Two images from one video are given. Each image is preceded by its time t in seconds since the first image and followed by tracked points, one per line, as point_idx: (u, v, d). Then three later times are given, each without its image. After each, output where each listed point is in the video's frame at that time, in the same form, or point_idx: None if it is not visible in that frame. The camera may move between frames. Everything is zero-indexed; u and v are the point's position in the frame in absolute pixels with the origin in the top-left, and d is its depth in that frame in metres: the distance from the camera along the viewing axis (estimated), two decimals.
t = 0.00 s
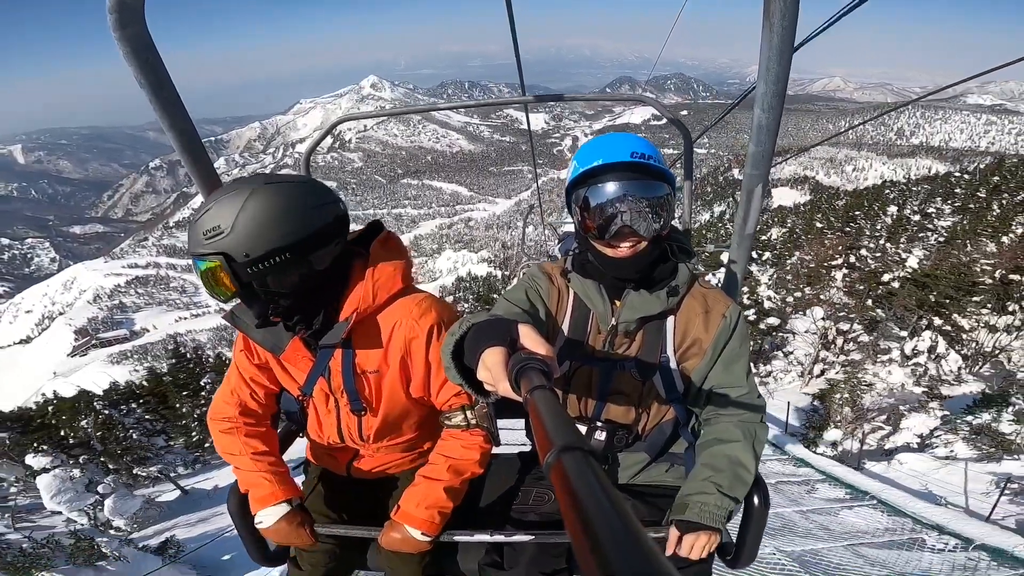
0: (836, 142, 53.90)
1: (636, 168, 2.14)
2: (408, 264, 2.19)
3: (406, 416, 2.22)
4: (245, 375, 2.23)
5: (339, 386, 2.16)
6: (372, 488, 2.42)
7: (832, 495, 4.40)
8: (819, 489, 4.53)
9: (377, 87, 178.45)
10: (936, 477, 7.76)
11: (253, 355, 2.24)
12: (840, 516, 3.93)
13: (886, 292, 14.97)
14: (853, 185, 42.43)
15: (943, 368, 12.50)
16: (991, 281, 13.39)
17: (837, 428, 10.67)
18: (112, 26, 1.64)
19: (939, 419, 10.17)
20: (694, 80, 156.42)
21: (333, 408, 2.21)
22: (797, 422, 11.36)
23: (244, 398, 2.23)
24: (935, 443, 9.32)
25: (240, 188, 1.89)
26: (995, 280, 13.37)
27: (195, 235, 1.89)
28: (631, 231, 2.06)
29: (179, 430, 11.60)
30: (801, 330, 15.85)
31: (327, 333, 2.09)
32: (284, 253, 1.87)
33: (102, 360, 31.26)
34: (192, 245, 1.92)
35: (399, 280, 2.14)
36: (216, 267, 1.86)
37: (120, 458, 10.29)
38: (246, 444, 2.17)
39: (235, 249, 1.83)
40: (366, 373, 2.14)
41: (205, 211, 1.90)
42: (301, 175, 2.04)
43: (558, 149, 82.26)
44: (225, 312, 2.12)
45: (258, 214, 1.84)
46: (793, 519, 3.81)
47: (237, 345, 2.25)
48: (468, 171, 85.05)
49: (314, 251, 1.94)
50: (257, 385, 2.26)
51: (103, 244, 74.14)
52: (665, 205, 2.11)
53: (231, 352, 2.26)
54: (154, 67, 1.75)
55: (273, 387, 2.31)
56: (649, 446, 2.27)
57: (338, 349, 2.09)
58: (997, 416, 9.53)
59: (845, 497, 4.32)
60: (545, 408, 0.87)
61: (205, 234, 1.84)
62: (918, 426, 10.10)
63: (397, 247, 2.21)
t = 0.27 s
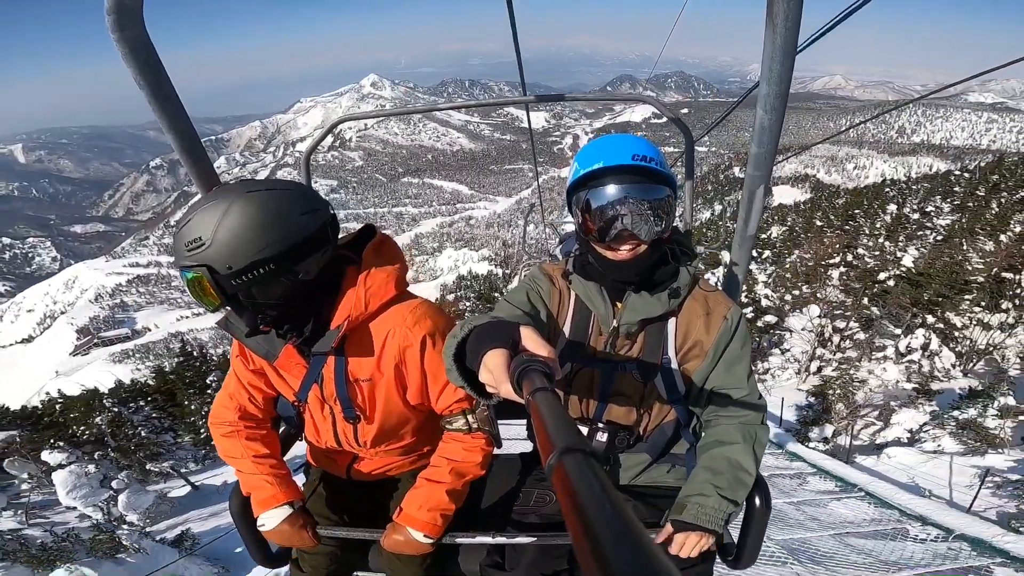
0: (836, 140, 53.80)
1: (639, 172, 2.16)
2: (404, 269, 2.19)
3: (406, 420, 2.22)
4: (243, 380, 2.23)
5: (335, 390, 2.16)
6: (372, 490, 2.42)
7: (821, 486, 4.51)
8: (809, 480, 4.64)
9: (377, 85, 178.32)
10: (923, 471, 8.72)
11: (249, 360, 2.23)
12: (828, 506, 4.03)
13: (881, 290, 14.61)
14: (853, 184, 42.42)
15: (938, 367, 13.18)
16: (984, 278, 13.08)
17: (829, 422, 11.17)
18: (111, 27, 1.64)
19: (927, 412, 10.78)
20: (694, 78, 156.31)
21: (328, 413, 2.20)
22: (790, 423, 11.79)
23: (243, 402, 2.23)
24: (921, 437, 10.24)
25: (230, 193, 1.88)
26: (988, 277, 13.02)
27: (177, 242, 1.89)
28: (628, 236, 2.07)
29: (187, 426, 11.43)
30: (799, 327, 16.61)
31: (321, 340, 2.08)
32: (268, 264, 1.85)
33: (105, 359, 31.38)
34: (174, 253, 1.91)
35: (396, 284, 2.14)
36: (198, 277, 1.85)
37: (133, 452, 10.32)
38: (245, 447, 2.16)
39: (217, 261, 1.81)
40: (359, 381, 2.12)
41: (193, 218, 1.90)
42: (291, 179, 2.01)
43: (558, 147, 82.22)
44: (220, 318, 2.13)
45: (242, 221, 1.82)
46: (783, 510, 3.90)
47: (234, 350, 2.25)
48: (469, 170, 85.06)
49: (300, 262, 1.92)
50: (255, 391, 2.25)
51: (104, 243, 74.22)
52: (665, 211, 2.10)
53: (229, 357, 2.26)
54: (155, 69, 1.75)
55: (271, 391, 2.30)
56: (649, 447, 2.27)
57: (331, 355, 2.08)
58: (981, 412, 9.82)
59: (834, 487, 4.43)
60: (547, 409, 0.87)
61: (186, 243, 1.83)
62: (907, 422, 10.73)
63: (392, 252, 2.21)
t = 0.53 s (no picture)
0: (837, 136, 53.64)
1: (636, 174, 2.14)
2: (401, 272, 2.19)
3: (405, 423, 2.22)
4: (243, 383, 2.24)
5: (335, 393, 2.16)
6: (373, 492, 2.42)
7: (814, 477, 4.69)
8: (802, 472, 4.82)
9: (377, 83, 178.04)
10: (911, 462, 9.14)
11: (248, 363, 2.23)
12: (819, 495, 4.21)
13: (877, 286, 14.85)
14: (854, 180, 42.32)
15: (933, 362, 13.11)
16: (978, 275, 12.94)
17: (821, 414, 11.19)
18: (106, 29, 1.63)
19: (919, 407, 10.28)
20: (695, 75, 155.87)
21: (328, 416, 2.21)
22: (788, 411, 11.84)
23: (244, 405, 2.24)
24: (912, 432, 10.22)
25: (226, 198, 1.88)
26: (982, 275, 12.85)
27: (173, 247, 1.89)
28: (626, 238, 2.08)
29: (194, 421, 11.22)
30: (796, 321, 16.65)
31: (320, 345, 2.08)
32: (267, 269, 1.85)
33: (107, 357, 31.48)
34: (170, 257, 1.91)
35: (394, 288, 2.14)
36: (197, 281, 1.86)
37: (146, 449, 10.10)
38: (248, 450, 2.17)
39: (217, 266, 1.82)
40: (357, 385, 2.13)
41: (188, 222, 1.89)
42: (289, 183, 2.02)
43: (559, 144, 82.07)
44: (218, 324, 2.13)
45: (242, 225, 1.82)
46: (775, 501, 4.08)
47: (233, 354, 2.25)
48: (469, 167, 84.95)
49: (299, 267, 1.92)
50: (255, 394, 2.26)
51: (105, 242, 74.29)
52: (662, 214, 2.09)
53: (228, 362, 2.27)
54: (151, 72, 1.75)
55: (270, 394, 2.31)
56: (649, 448, 2.27)
57: (330, 359, 2.08)
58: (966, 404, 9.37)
59: (825, 479, 4.61)
60: (543, 412, 0.87)
61: (184, 247, 1.83)
62: (898, 415, 10.37)
63: (388, 256, 2.21)
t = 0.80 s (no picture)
0: (835, 136, 53.66)
1: (635, 175, 2.14)
2: (403, 273, 2.19)
3: (407, 422, 2.23)
4: (244, 383, 2.23)
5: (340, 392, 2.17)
6: (374, 492, 2.42)
7: (803, 472, 4.76)
8: (793, 466, 4.89)
9: (376, 83, 177.98)
10: (898, 456, 8.33)
11: (251, 363, 2.23)
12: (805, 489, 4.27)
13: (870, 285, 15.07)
14: (852, 180, 42.34)
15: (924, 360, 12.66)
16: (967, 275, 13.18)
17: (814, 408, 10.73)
18: (106, 29, 1.63)
19: (908, 403, 10.51)
20: (694, 75, 156.07)
21: (331, 415, 2.21)
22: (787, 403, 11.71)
23: (249, 404, 2.23)
24: (901, 427, 9.81)
25: (237, 195, 1.86)
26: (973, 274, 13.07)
27: (192, 246, 1.81)
28: (625, 239, 2.08)
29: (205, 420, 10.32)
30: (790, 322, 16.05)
31: (326, 344, 2.09)
32: (298, 261, 1.87)
33: (107, 357, 31.40)
34: (185, 258, 1.83)
35: (394, 288, 2.15)
36: (226, 278, 1.80)
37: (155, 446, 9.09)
38: (253, 450, 2.17)
39: (252, 259, 1.79)
40: (363, 384, 2.14)
41: (198, 223, 1.84)
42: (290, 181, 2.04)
43: (558, 144, 82.06)
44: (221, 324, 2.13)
45: (269, 218, 1.83)
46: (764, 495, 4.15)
47: (235, 354, 2.25)
48: (468, 167, 84.91)
49: (324, 260, 1.94)
50: (260, 393, 2.26)
51: (105, 241, 74.10)
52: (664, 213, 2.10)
53: (230, 361, 2.27)
54: (152, 71, 1.75)
55: (271, 394, 2.30)
56: (649, 448, 2.27)
57: (335, 359, 2.10)
58: (954, 402, 9.70)
59: (814, 473, 4.67)
60: (544, 411, 0.87)
61: (212, 242, 1.78)
62: (887, 411, 10.39)
63: (390, 255, 2.20)
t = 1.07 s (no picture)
0: (833, 139, 53.76)
1: (633, 172, 2.14)
2: (403, 271, 2.20)
3: (409, 418, 2.24)
4: (242, 381, 2.23)
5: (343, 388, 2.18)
6: (372, 492, 2.41)
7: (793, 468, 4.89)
8: (783, 462, 5.01)
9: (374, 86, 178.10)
10: (884, 454, 8.25)
11: (249, 362, 2.23)
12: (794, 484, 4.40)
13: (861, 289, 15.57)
14: (849, 183, 42.39)
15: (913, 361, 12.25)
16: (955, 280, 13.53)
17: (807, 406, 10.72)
18: (111, 25, 1.62)
19: (895, 402, 10.30)
20: (691, 79, 156.49)
21: (332, 413, 2.21)
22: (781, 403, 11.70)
23: (244, 403, 2.22)
24: (888, 426, 9.49)
25: (263, 184, 1.93)
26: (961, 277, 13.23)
27: (246, 227, 1.81)
28: (625, 236, 2.08)
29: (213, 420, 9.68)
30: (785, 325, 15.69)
31: (334, 340, 2.11)
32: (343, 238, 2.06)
33: (103, 361, 31.26)
34: (236, 240, 1.82)
35: (397, 285, 2.16)
36: (290, 255, 1.88)
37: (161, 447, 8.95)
38: (249, 448, 2.15)
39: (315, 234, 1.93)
40: (367, 379, 2.15)
41: (230, 211, 1.83)
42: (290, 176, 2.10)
43: (556, 147, 82.10)
44: (219, 322, 2.13)
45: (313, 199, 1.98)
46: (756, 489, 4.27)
47: (232, 353, 2.24)
48: (466, 170, 84.85)
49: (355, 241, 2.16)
50: (257, 391, 2.26)
51: (101, 245, 73.92)
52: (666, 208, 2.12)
53: (226, 359, 2.25)
54: (156, 67, 1.74)
55: (269, 393, 2.30)
56: (649, 445, 2.26)
57: (340, 356, 2.11)
58: (938, 400, 9.40)
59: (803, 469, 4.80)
60: (545, 407, 0.87)
61: (281, 219, 1.85)
62: (876, 410, 10.04)
63: (390, 252, 2.21)
